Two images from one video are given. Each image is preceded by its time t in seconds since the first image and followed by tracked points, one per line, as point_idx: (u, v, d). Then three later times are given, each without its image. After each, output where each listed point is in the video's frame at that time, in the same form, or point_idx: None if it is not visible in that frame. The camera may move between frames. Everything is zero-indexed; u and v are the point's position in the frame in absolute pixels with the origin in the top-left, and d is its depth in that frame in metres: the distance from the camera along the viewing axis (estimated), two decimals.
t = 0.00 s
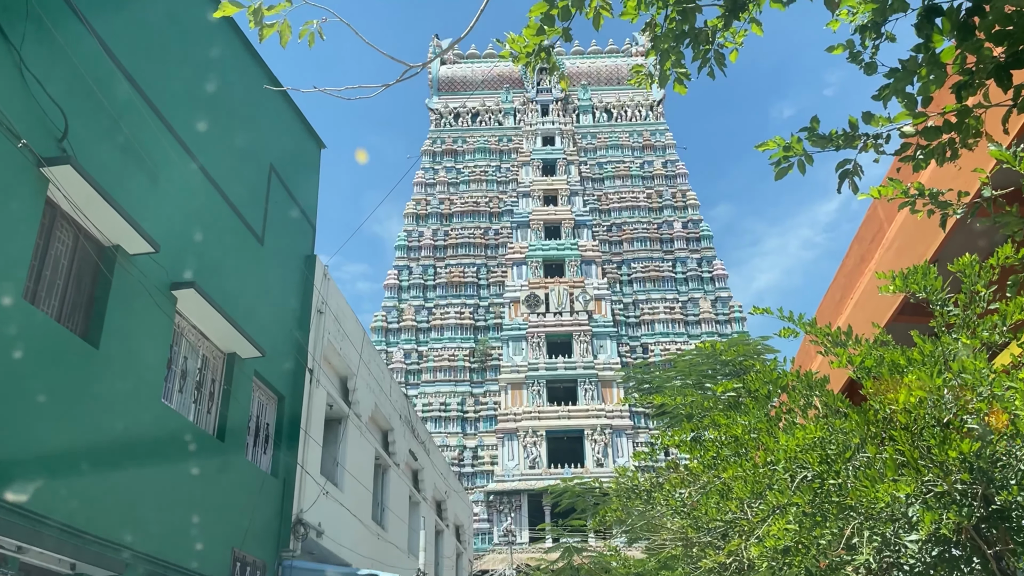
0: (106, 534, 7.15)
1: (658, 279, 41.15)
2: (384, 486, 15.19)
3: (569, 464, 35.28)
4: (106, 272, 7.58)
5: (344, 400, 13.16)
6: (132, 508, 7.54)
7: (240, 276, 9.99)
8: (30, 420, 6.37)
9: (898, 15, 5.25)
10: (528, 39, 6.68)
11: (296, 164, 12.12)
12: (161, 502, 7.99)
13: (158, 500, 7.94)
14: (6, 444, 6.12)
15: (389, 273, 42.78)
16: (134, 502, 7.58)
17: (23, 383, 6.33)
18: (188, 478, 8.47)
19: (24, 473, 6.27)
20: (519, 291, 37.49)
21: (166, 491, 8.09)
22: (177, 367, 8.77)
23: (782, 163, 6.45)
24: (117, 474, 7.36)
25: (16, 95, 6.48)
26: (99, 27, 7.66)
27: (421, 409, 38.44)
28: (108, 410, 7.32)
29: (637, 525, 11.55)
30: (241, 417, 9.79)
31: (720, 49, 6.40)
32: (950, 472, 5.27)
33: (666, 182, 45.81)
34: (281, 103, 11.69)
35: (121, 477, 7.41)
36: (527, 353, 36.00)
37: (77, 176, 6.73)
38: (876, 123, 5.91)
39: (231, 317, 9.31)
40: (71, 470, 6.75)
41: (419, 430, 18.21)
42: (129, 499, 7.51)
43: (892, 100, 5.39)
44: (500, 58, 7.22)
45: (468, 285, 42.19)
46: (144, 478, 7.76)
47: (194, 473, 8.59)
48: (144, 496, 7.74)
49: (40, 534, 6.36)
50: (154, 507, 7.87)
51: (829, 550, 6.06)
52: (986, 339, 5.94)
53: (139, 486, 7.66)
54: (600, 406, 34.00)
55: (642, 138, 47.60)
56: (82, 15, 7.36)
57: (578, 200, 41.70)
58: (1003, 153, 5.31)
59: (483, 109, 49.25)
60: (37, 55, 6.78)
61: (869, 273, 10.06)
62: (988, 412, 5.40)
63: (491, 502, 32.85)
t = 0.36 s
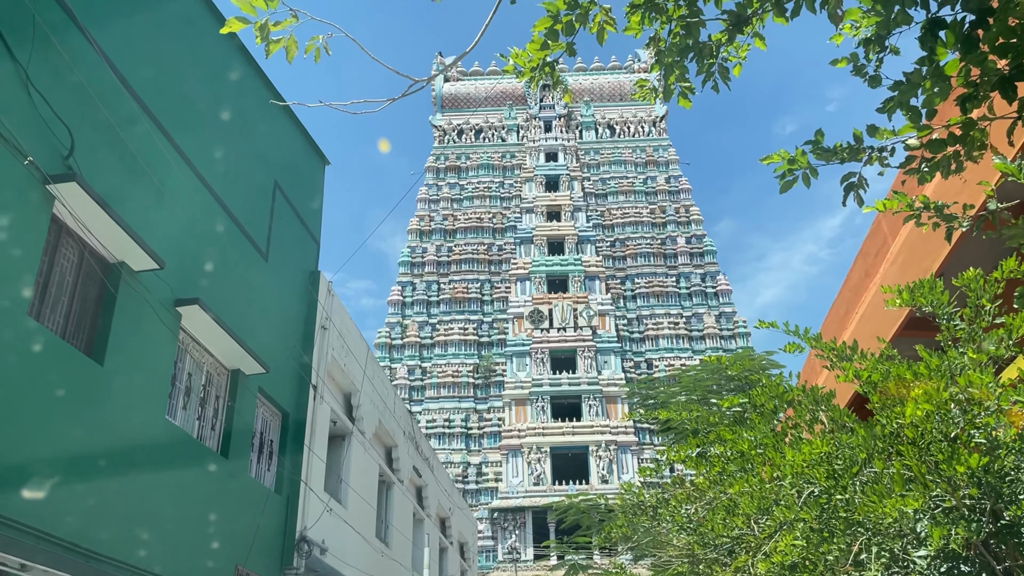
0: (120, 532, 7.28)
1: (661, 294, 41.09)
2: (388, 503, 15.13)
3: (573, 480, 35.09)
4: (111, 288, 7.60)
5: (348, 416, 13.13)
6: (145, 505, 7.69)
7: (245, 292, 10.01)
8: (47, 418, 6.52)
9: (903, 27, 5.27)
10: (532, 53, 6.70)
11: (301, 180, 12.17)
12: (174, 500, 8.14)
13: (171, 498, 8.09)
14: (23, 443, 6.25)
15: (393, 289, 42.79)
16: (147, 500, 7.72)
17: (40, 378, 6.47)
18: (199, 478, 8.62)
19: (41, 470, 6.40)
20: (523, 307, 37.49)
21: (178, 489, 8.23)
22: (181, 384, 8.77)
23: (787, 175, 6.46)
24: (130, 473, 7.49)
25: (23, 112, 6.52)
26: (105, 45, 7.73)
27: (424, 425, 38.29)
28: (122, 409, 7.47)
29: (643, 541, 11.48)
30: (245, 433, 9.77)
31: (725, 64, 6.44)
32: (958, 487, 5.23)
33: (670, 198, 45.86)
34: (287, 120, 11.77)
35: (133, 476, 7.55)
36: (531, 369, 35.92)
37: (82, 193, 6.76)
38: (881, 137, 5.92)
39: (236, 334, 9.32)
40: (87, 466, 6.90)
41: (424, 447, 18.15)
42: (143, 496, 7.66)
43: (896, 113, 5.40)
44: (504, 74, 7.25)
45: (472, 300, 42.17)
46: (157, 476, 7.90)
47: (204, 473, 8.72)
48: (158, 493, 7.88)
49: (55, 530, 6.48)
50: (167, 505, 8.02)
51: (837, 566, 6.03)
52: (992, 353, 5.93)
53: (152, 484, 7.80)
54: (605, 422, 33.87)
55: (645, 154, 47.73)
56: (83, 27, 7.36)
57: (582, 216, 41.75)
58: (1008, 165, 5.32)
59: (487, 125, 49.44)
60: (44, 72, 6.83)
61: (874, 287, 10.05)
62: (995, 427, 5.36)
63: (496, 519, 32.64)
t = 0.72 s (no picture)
0: (126, 537, 7.27)
1: (664, 306, 41.04)
2: (391, 516, 15.09)
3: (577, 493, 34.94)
4: (116, 301, 7.61)
5: (351, 429, 13.11)
6: (152, 511, 7.68)
7: (249, 303, 10.03)
8: (53, 424, 6.52)
9: (904, 39, 5.29)
10: (535, 65, 6.74)
11: (305, 192, 12.20)
12: (181, 505, 8.13)
13: (178, 503, 8.08)
14: (29, 449, 6.25)
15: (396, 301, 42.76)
16: (154, 506, 7.71)
17: (48, 382, 6.48)
18: (205, 484, 8.61)
19: (47, 475, 6.40)
20: (526, 319, 37.46)
21: (185, 500, 8.21)
22: (185, 397, 8.76)
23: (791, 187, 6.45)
24: (136, 480, 7.48)
25: (28, 124, 6.55)
26: (111, 56, 7.77)
27: (427, 437, 38.16)
28: (129, 420, 7.47)
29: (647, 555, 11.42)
30: (249, 446, 9.75)
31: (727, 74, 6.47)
32: (964, 499, 5.20)
33: (672, 210, 45.88)
34: (291, 133, 11.82)
35: (139, 483, 7.54)
36: (534, 381, 35.83)
37: (88, 206, 6.79)
38: (884, 148, 5.93)
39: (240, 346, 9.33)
40: (93, 472, 6.90)
41: (427, 460, 18.12)
42: (150, 502, 7.65)
43: (899, 124, 5.41)
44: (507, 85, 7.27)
45: (475, 312, 42.15)
46: (163, 482, 7.89)
47: (210, 485, 8.71)
48: (165, 502, 7.87)
49: (61, 536, 6.47)
50: (174, 510, 8.01)
51: None
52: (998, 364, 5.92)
53: (159, 490, 7.80)
54: (608, 434, 33.76)
55: (647, 166, 47.81)
56: (87, 38, 7.37)
57: (585, 228, 41.77)
58: (1012, 176, 5.31)
59: (490, 138, 49.58)
60: (48, 85, 6.86)
61: (879, 298, 10.02)
62: (1002, 439, 5.35)
63: (499, 532, 32.48)
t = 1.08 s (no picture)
0: (121, 537, 7.27)
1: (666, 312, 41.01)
2: (392, 524, 15.07)
3: (579, 500, 34.86)
4: (117, 306, 7.63)
5: (352, 435, 13.10)
6: (147, 510, 7.67)
7: (248, 309, 10.04)
8: (49, 423, 6.53)
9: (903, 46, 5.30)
10: (535, 72, 6.75)
11: (305, 198, 12.22)
12: (176, 505, 8.14)
13: (174, 507, 8.08)
14: (24, 449, 6.25)
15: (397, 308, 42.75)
16: (149, 505, 7.71)
17: (43, 381, 6.50)
18: (203, 489, 8.61)
19: (42, 474, 6.40)
20: (527, 325, 37.45)
21: (181, 504, 8.21)
22: (186, 403, 8.77)
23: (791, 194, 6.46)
24: (131, 480, 7.48)
25: (29, 128, 6.58)
26: (111, 61, 7.81)
27: (429, 444, 38.08)
28: (126, 423, 7.47)
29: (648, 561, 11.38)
30: (249, 453, 9.74)
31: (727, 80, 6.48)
32: (966, 506, 5.20)
33: (674, 217, 45.89)
34: (291, 139, 11.85)
35: (135, 483, 7.54)
36: (535, 387, 35.78)
37: (88, 212, 6.81)
38: (885, 155, 5.93)
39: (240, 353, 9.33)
40: (88, 471, 6.90)
41: (428, 467, 18.10)
42: (145, 502, 7.65)
43: (898, 131, 5.41)
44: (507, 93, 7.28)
45: (476, 319, 42.15)
46: (159, 482, 7.90)
47: (207, 489, 8.71)
48: (161, 506, 7.86)
49: (56, 535, 6.47)
50: (169, 509, 8.01)
51: None
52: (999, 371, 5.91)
53: (154, 491, 7.80)
54: (610, 441, 33.70)
55: (649, 173, 47.86)
56: (86, 42, 7.41)
57: (586, 234, 41.79)
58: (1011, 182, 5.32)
59: (491, 145, 49.67)
60: (49, 89, 6.88)
61: (880, 305, 10.02)
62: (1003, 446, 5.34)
63: (500, 539, 32.39)
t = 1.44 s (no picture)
0: (126, 542, 7.26)
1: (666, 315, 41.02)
2: (391, 525, 15.06)
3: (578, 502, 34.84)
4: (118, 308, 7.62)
5: (352, 437, 13.10)
6: (151, 515, 7.66)
7: (250, 312, 10.03)
8: (53, 428, 6.51)
9: (904, 49, 5.30)
10: (536, 74, 6.76)
11: (307, 200, 12.24)
12: (180, 510, 8.12)
13: (177, 509, 8.06)
14: (28, 455, 6.24)
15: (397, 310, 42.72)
16: (153, 510, 7.70)
17: (48, 386, 6.48)
18: (205, 491, 8.60)
19: (47, 480, 6.39)
20: (527, 327, 37.44)
21: (184, 506, 8.20)
22: (185, 405, 8.76)
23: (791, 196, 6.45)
24: (136, 485, 7.47)
25: (31, 132, 6.57)
26: (114, 65, 7.81)
27: (428, 446, 38.04)
28: (129, 426, 7.46)
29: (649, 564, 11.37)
30: (250, 454, 9.74)
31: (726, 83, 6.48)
32: (966, 509, 5.20)
33: (674, 219, 45.90)
34: (293, 142, 11.85)
35: (139, 488, 7.52)
36: (535, 390, 35.76)
37: (90, 213, 6.81)
38: (884, 157, 5.94)
39: (240, 354, 9.33)
40: (93, 476, 6.89)
41: (427, 468, 18.09)
42: (149, 507, 7.64)
43: (898, 133, 5.41)
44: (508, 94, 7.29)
45: (476, 321, 42.14)
46: (163, 487, 7.88)
47: (210, 492, 8.70)
48: (164, 508, 7.85)
49: (61, 540, 6.46)
50: (174, 515, 8.00)
51: None
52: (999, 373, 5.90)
53: (158, 494, 7.79)
54: (609, 443, 33.69)
55: (648, 175, 47.89)
56: (89, 47, 7.42)
57: (586, 236, 41.81)
58: (1011, 184, 5.32)
59: (491, 147, 49.68)
60: (52, 92, 6.88)
61: (880, 306, 10.03)
62: (1003, 449, 5.34)
63: (500, 541, 32.36)
